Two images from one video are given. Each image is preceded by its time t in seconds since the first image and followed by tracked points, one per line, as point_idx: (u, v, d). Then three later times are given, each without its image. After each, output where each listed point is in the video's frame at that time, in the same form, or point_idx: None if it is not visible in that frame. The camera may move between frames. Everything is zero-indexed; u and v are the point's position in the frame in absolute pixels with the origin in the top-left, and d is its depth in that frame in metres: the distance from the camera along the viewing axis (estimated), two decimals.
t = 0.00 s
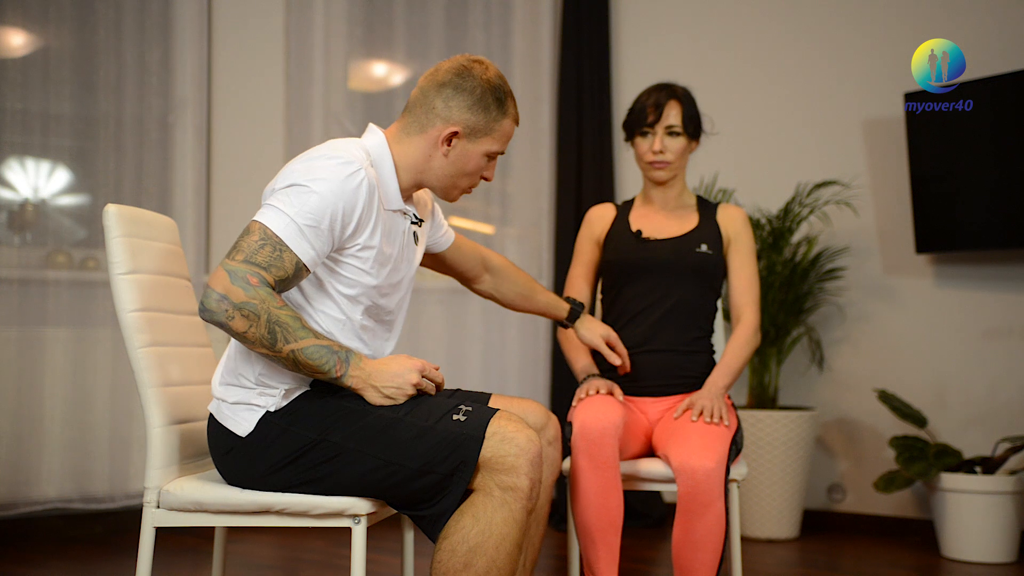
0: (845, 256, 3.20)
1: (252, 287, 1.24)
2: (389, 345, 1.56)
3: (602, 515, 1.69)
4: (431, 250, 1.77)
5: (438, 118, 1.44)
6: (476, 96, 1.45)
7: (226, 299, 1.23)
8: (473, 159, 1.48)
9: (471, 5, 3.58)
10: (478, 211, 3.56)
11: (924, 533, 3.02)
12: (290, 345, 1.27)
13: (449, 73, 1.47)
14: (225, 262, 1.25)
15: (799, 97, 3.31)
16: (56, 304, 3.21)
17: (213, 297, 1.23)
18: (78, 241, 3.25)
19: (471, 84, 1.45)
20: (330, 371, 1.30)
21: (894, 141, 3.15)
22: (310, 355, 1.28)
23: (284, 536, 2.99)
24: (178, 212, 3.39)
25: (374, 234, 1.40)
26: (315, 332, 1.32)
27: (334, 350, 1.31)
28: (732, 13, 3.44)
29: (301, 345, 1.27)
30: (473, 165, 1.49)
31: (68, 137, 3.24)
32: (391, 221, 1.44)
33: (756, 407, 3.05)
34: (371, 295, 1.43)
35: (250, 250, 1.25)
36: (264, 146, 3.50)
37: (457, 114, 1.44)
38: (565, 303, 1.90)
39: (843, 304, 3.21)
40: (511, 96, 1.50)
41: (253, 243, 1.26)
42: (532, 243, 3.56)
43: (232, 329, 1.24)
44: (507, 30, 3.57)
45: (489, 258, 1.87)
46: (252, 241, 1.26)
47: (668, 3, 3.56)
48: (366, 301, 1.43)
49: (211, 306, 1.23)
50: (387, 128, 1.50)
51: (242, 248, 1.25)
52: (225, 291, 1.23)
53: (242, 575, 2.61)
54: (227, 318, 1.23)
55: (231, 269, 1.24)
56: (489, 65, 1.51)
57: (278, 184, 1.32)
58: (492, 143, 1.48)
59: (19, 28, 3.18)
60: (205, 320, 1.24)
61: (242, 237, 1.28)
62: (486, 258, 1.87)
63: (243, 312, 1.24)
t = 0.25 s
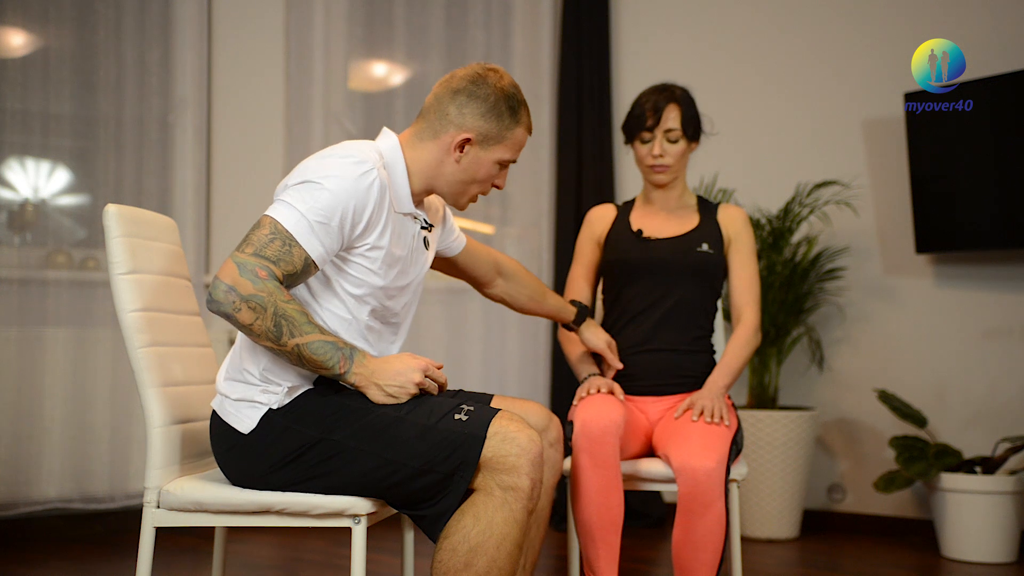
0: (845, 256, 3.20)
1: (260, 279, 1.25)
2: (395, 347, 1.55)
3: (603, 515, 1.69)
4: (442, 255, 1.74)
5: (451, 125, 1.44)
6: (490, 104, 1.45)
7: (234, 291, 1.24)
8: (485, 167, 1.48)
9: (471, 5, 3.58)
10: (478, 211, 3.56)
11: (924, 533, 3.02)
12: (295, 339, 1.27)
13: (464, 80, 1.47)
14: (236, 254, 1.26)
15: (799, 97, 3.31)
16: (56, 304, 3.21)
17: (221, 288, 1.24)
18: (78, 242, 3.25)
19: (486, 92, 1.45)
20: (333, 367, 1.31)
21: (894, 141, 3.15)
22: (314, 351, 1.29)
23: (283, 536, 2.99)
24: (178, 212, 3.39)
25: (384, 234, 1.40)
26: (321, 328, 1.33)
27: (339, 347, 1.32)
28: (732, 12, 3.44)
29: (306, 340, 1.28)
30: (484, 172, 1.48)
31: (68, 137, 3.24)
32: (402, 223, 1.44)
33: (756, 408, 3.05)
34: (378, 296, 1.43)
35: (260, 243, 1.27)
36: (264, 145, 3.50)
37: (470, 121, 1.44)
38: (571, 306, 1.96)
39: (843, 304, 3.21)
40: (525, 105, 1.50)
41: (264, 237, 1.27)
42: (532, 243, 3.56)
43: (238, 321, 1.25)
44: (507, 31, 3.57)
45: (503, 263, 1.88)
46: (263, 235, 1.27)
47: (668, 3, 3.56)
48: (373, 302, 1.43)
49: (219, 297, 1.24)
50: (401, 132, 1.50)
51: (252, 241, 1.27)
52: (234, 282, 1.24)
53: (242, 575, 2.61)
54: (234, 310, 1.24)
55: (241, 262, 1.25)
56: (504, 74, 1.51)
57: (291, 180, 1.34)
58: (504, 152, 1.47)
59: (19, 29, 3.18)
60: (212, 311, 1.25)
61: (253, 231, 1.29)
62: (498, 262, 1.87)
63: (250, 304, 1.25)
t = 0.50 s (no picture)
0: (845, 256, 3.20)
1: (268, 274, 1.25)
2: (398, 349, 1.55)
3: (604, 515, 1.69)
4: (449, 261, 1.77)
5: (462, 130, 1.45)
6: (502, 111, 1.45)
7: (241, 284, 1.24)
8: (494, 174, 1.48)
9: (471, 5, 3.58)
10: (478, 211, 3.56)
11: (924, 533, 3.02)
12: (300, 335, 1.27)
13: (477, 86, 1.47)
14: (244, 247, 1.26)
15: (799, 97, 3.31)
16: (56, 304, 3.21)
17: (228, 280, 1.23)
18: (78, 241, 3.25)
19: (498, 99, 1.45)
20: (337, 364, 1.30)
21: (894, 141, 3.15)
22: (319, 347, 1.28)
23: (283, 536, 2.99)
24: (178, 212, 3.39)
25: (392, 235, 1.40)
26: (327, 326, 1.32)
27: (344, 344, 1.31)
28: (731, 13, 3.44)
29: (311, 336, 1.28)
30: (493, 179, 1.49)
31: (68, 137, 3.24)
32: (410, 226, 1.44)
33: (756, 408, 3.05)
34: (384, 297, 1.42)
35: (270, 238, 1.26)
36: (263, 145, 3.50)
37: (481, 127, 1.44)
38: (575, 315, 1.93)
39: (842, 304, 3.21)
40: (536, 114, 1.50)
41: (273, 232, 1.27)
42: (532, 243, 3.56)
43: (244, 314, 1.24)
44: (507, 31, 3.57)
45: (508, 269, 1.88)
46: (272, 230, 1.27)
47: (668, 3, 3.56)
48: (378, 303, 1.43)
49: (226, 289, 1.23)
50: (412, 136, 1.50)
51: (261, 235, 1.27)
52: (241, 276, 1.24)
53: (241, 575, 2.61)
54: (240, 303, 1.24)
55: (249, 255, 1.25)
56: (517, 83, 1.51)
57: (302, 177, 1.34)
58: (513, 159, 1.48)
59: (19, 29, 3.18)
60: (218, 304, 1.24)
61: (262, 225, 1.29)
62: (503, 268, 1.88)
63: (257, 298, 1.24)
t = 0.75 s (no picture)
0: (845, 256, 3.20)
1: (269, 275, 1.25)
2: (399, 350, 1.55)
3: (605, 514, 1.69)
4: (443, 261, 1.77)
5: (460, 127, 1.45)
6: (501, 109, 1.45)
7: (243, 285, 1.24)
8: (492, 172, 1.47)
9: (471, 5, 3.58)
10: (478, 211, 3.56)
11: (924, 533, 3.02)
12: (302, 336, 1.27)
13: (476, 85, 1.48)
14: (245, 249, 1.26)
15: (799, 97, 3.31)
16: (56, 304, 3.21)
17: (230, 281, 1.24)
18: (78, 241, 3.25)
19: (497, 97, 1.46)
20: (339, 365, 1.30)
21: (895, 141, 3.15)
22: (321, 348, 1.28)
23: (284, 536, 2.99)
24: (177, 212, 3.38)
25: (393, 235, 1.40)
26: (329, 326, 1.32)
27: (346, 345, 1.31)
28: (732, 13, 3.44)
29: (314, 337, 1.28)
30: (492, 178, 1.48)
31: (68, 137, 3.24)
32: (410, 226, 1.44)
33: (756, 408, 3.05)
34: (385, 297, 1.42)
35: (271, 239, 1.27)
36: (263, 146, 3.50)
37: (480, 125, 1.45)
38: (570, 307, 1.90)
39: (843, 304, 3.21)
40: (536, 112, 1.50)
41: (274, 233, 1.27)
42: (532, 243, 3.56)
43: (246, 315, 1.25)
44: (507, 31, 3.57)
45: (496, 268, 1.87)
46: (274, 231, 1.28)
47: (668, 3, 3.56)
48: (379, 303, 1.43)
49: (227, 291, 1.24)
50: (411, 136, 1.50)
51: (263, 237, 1.27)
52: (243, 277, 1.24)
53: (242, 575, 2.61)
54: (242, 304, 1.24)
55: (250, 257, 1.26)
56: (517, 83, 1.51)
57: (302, 178, 1.34)
58: (512, 158, 1.47)
59: (19, 29, 3.18)
60: (220, 306, 1.25)
61: (264, 227, 1.29)
62: (491, 266, 1.86)
63: (259, 299, 1.24)
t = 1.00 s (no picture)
0: (845, 256, 3.20)
1: (264, 281, 1.25)
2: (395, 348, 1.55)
3: (605, 514, 1.69)
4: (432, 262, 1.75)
5: (448, 123, 1.45)
6: (488, 104, 1.46)
7: (238, 292, 1.24)
8: (480, 168, 1.48)
9: (471, 5, 3.57)
10: (478, 211, 3.56)
11: (924, 533, 3.02)
12: (299, 340, 1.28)
13: (463, 81, 1.48)
14: (239, 255, 1.26)
15: (799, 97, 3.31)
16: (56, 304, 3.21)
17: (225, 288, 1.24)
18: (78, 241, 3.25)
19: (484, 93, 1.46)
20: (337, 368, 1.31)
21: (895, 141, 3.15)
22: (318, 351, 1.29)
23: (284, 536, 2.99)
24: (177, 212, 3.39)
25: (386, 235, 1.40)
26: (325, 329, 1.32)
27: (343, 347, 1.31)
28: (732, 13, 3.44)
29: (310, 341, 1.28)
30: (480, 173, 1.48)
31: (68, 137, 3.24)
32: (403, 225, 1.44)
33: (756, 408, 3.05)
34: (379, 297, 1.43)
35: (264, 245, 1.26)
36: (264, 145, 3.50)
37: (467, 120, 1.45)
38: (555, 310, 1.84)
39: (843, 304, 3.21)
40: (524, 107, 1.50)
41: (267, 238, 1.27)
42: (532, 243, 3.56)
43: (241, 322, 1.25)
44: (507, 31, 3.57)
45: (478, 271, 1.84)
46: (267, 236, 1.27)
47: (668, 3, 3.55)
48: (374, 304, 1.43)
49: (222, 298, 1.24)
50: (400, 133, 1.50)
51: (256, 242, 1.27)
52: (238, 284, 1.24)
53: (241, 575, 2.61)
54: (238, 311, 1.24)
55: (244, 263, 1.25)
56: (505, 78, 1.52)
57: (294, 181, 1.34)
58: (500, 153, 1.48)
59: (19, 29, 3.18)
60: (216, 313, 1.25)
61: (256, 232, 1.29)
62: (472, 268, 1.84)
63: (254, 305, 1.25)
